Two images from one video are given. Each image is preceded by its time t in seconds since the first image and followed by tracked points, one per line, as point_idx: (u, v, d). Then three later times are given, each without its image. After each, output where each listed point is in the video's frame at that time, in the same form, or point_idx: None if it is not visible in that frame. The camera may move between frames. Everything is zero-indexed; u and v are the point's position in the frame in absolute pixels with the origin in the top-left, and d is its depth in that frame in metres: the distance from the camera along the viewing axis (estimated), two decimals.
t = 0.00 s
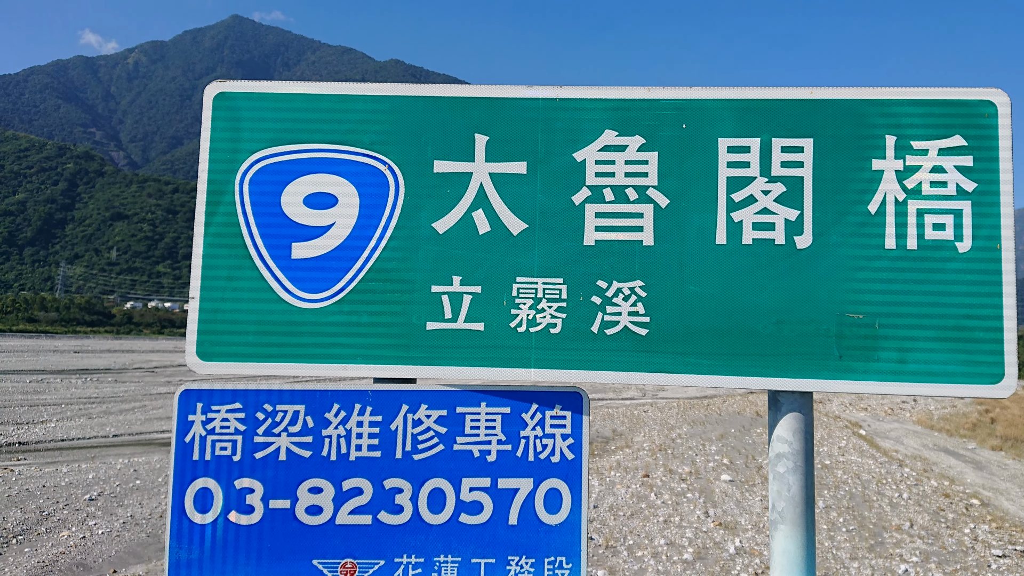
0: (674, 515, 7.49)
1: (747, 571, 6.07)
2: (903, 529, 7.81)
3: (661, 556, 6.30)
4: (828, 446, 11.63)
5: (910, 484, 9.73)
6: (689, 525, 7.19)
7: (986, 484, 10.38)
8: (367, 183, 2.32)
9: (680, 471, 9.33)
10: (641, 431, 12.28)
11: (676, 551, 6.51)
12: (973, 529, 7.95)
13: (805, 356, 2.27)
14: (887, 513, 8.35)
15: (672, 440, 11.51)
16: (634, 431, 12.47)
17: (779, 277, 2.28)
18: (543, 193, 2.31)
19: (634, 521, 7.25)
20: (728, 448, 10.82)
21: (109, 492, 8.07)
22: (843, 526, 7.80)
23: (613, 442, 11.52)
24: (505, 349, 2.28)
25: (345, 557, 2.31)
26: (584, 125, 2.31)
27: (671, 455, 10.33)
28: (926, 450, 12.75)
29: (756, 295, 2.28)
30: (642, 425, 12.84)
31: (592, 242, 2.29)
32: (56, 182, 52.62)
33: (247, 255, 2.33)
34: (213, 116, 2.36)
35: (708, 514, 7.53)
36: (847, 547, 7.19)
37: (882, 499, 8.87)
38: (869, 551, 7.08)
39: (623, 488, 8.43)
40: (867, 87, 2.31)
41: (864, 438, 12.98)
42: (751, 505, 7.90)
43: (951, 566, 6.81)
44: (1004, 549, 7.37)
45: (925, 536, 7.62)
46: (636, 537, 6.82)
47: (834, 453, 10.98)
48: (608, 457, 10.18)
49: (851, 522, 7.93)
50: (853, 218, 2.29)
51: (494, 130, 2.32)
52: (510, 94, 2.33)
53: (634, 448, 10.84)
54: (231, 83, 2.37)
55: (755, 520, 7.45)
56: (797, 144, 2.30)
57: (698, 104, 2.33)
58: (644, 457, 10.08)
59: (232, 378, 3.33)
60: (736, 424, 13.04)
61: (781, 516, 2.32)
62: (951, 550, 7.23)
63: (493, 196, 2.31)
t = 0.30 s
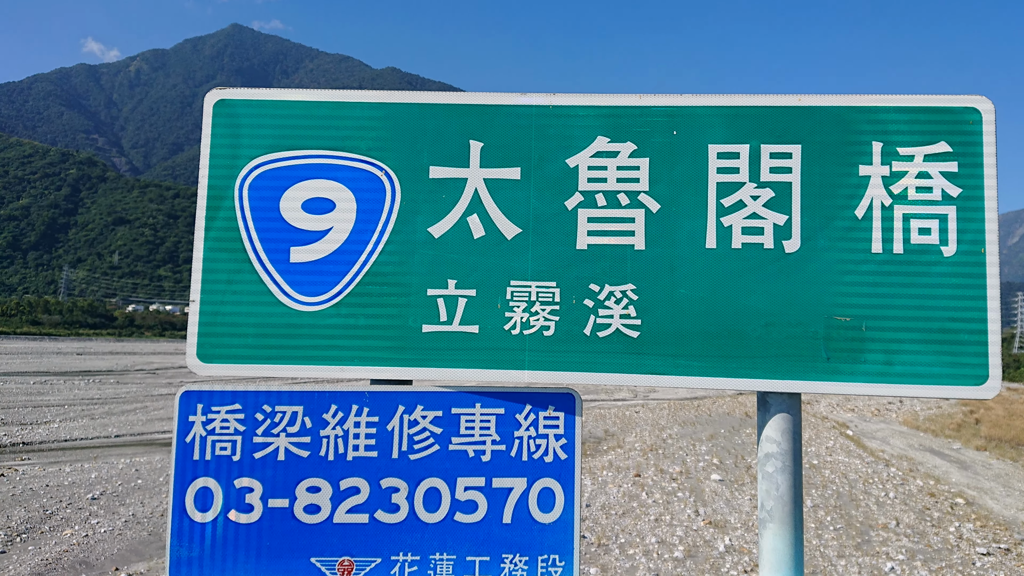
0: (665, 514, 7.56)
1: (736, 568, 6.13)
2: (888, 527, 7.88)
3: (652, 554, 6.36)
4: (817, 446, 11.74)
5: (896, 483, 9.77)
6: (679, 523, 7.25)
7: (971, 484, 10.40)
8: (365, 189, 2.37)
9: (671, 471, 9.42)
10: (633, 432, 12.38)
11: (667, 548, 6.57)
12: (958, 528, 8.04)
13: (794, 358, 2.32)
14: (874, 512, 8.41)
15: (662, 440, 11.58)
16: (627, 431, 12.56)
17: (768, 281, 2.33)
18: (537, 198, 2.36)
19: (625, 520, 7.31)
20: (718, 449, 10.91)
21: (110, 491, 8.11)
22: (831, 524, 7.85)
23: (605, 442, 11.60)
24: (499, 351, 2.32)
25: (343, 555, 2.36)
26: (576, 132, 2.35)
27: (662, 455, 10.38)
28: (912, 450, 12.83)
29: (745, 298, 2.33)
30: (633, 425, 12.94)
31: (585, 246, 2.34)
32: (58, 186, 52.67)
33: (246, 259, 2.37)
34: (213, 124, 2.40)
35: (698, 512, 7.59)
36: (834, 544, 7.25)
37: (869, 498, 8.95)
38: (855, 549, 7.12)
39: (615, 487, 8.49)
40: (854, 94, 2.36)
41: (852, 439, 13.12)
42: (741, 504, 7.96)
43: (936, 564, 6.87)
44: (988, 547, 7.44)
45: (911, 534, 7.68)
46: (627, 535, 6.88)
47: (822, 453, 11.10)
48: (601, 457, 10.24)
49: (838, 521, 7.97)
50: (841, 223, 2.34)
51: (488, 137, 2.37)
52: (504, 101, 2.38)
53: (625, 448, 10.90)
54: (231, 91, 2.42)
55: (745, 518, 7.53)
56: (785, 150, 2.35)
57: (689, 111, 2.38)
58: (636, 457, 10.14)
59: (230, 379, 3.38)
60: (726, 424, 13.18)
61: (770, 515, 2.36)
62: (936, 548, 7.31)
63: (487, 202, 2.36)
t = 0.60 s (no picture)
0: (656, 512, 7.60)
1: (726, 566, 6.18)
2: (875, 526, 7.93)
3: (644, 552, 6.40)
4: (805, 446, 11.85)
5: (882, 483, 9.82)
6: (670, 522, 7.30)
7: (957, 483, 10.46)
8: (362, 194, 2.42)
9: (662, 471, 9.46)
10: (625, 432, 12.46)
11: (658, 547, 6.61)
12: (944, 526, 8.10)
13: (782, 359, 2.37)
14: (861, 510, 8.47)
15: (654, 440, 11.63)
16: (619, 431, 12.63)
17: (757, 284, 2.38)
18: (530, 202, 2.40)
19: (617, 518, 7.36)
20: (708, 449, 10.99)
21: (113, 491, 8.16)
22: (819, 523, 7.90)
23: (597, 442, 11.66)
24: (494, 353, 2.37)
25: (340, 553, 2.40)
26: (569, 138, 2.40)
27: (654, 454, 10.43)
28: (898, 449, 12.89)
29: (734, 301, 2.37)
30: (625, 426, 12.99)
31: (578, 251, 2.39)
32: (58, 190, 52.65)
33: (245, 263, 2.42)
34: (213, 130, 2.45)
35: (689, 511, 7.64)
36: (821, 543, 7.29)
37: (856, 497, 9.00)
38: (843, 547, 7.17)
39: (607, 487, 8.53)
40: (841, 102, 2.41)
41: (839, 439, 13.25)
42: (730, 503, 8.03)
43: (923, 562, 6.92)
44: (974, 545, 7.50)
45: (898, 533, 7.73)
46: (619, 534, 6.93)
47: (810, 453, 11.19)
48: (594, 457, 10.28)
49: (825, 520, 8.02)
50: (828, 227, 2.38)
51: (483, 143, 2.42)
52: (498, 108, 2.43)
53: (617, 448, 10.96)
54: (231, 98, 2.47)
55: (735, 517, 7.58)
56: (774, 156, 2.40)
57: (679, 118, 2.43)
58: (628, 457, 10.19)
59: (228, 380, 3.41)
60: (716, 424, 13.24)
61: (759, 513, 2.41)
62: (922, 546, 7.36)
63: (482, 207, 2.41)
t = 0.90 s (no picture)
0: (648, 511, 7.66)
1: (716, 564, 6.24)
2: (863, 524, 7.99)
3: (635, 550, 6.44)
4: (794, 446, 11.95)
5: (869, 482, 9.90)
6: (661, 521, 7.36)
7: (943, 482, 10.54)
8: (359, 199, 2.46)
9: (654, 470, 9.50)
10: (618, 432, 12.54)
11: (649, 545, 6.66)
12: (930, 525, 8.15)
13: (771, 361, 2.41)
14: (848, 509, 8.53)
15: (646, 440, 11.71)
16: (611, 431, 12.72)
17: (747, 287, 2.42)
18: (524, 207, 2.45)
19: (610, 517, 7.42)
20: (699, 449, 11.08)
21: (114, 490, 8.22)
22: (807, 521, 7.95)
23: (590, 442, 11.73)
24: (488, 355, 2.41)
25: (338, 551, 2.45)
26: (562, 144, 2.45)
27: (645, 454, 10.51)
28: (885, 449, 12.99)
29: (725, 303, 2.42)
30: (617, 427, 13.06)
31: (571, 254, 2.43)
32: (60, 193, 52.77)
33: (245, 267, 2.47)
34: (213, 136, 2.50)
35: (680, 510, 7.70)
36: (810, 541, 7.34)
37: (844, 496, 9.06)
38: (831, 545, 7.22)
39: (600, 486, 8.60)
40: (829, 108, 2.46)
41: (828, 439, 13.37)
42: (720, 502, 8.09)
43: (909, 560, 6.98)
44: (959, 544, 7.56)
45: (884, 531, 7.78)
46: (612, 532, 6.98)
47: (799, 453, 11.29)
48: (587, 456, 10.35)
49: (814, 518, 8.08)
50: (817, 232, 2.43)
51: (477, 149, 2.46)
52: (492, 114, 2.47)
53: (610, 448, 11.03)
54: (230, 105, 2.51)
55: (724, 516, 7.63)
56: (763, 162, 2.45)
57: (670, 124, 2.48)
58: (620, 457, 10.25)
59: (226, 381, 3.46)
60: (707, 425, 13.33)
61: (749, 512, 2.45)
62: (909, 544, 7.42)
63: (477, 211, 2.45)
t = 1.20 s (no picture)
0: (640, 510, 7.72)
1: (707, 562, 6.29)
2: (851, 523, 8.06)
3: (628, 548, 6.50)
4: (783, 446, 12.07)
5: (857, 481, 9.99)
6: (653, 519, 7.42)
7: (928, 481, 10.62)
8: (356, 204, 2.51)
9: (646, 470, 9.58)
10: (611, 432, 12.64)
11: (641, 543, 6.71)
12: (916, 524, 8.21)
13: (761, 363, 2.46)
14: (836, 508, 8.59)
15: (638, 441, 11.81)
16: (604, 432, 12.81)
17: (738, 290, 2.47)
18: (518, 211, 2.50)
19: (602, 516, 7.48)
20: (690, 449, 11.19)
21: (117, 489, 8.28)
22: (796, 520, 8.02)
23: (583, 442, 11.82)
24: (483, 356, 2.46)
25: (335, 549, 2.49)
26: (555, 150, 2.50)
27: (638, 454, 10.59)
28: (872, 450, 13.12)
29: (715, 306, 2.47)
30: (610, 427, 13.15)
31: (565, 257, 2.48)
32: (61, 195, 52.98)
33: (244, 270, 2.52)
34: (213, 142, 2.55)
35: (671, 509, 7.76)
36: (799, 539, 7.39)
37: (832, 495, 9.13)
38: (819, 544, 7.28)
39: (593, 485, 8.67)
40: (817, 115, 2.50)
41: (816, 440, 13.51)
42: (711, 501, 8.17)
43: (896, 557, 7.04)
44: (945, 542, 7.62)
45: (872, 530, 7.84)
46: (605, 531, 7.05)
47: (788, 453, 11.40)
48: (580, 456, 10.43)
49: (803, 517, 8.13)
50: (805, 236, 2.48)
51: (473, 154, 2.51)
52: (487, 121, 2.52)
53: (603, 448, 11.11)
54: (231, 111, 2.56)
55: (714, 515, 7.68)
56: (753, 167, 2.49)
57: (662, 130, 2.53)
58: (613, 457, 10.33)
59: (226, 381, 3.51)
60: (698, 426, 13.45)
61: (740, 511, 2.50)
62: (896, 542, 7.49)
63: (472, 216, 2.50)
